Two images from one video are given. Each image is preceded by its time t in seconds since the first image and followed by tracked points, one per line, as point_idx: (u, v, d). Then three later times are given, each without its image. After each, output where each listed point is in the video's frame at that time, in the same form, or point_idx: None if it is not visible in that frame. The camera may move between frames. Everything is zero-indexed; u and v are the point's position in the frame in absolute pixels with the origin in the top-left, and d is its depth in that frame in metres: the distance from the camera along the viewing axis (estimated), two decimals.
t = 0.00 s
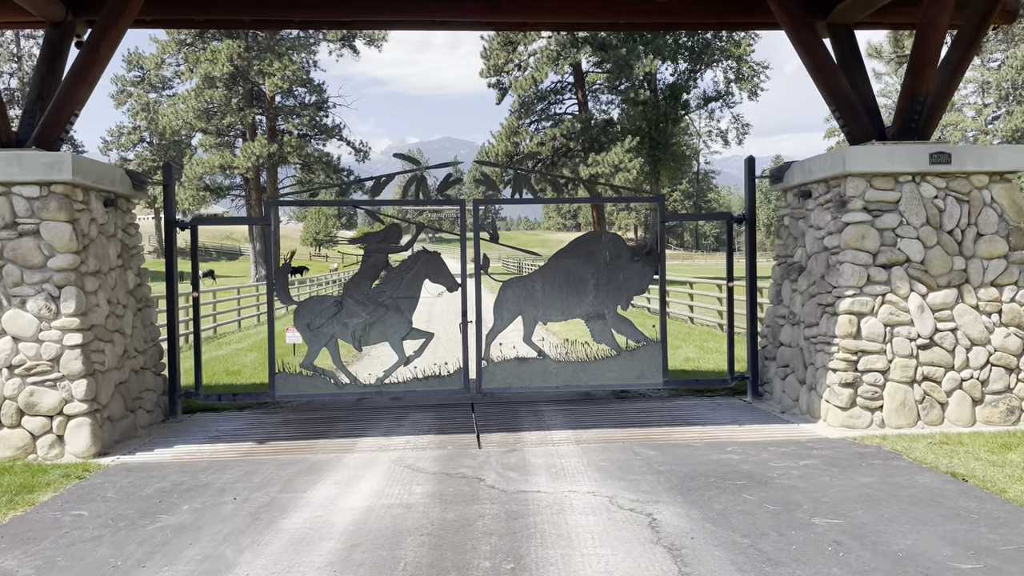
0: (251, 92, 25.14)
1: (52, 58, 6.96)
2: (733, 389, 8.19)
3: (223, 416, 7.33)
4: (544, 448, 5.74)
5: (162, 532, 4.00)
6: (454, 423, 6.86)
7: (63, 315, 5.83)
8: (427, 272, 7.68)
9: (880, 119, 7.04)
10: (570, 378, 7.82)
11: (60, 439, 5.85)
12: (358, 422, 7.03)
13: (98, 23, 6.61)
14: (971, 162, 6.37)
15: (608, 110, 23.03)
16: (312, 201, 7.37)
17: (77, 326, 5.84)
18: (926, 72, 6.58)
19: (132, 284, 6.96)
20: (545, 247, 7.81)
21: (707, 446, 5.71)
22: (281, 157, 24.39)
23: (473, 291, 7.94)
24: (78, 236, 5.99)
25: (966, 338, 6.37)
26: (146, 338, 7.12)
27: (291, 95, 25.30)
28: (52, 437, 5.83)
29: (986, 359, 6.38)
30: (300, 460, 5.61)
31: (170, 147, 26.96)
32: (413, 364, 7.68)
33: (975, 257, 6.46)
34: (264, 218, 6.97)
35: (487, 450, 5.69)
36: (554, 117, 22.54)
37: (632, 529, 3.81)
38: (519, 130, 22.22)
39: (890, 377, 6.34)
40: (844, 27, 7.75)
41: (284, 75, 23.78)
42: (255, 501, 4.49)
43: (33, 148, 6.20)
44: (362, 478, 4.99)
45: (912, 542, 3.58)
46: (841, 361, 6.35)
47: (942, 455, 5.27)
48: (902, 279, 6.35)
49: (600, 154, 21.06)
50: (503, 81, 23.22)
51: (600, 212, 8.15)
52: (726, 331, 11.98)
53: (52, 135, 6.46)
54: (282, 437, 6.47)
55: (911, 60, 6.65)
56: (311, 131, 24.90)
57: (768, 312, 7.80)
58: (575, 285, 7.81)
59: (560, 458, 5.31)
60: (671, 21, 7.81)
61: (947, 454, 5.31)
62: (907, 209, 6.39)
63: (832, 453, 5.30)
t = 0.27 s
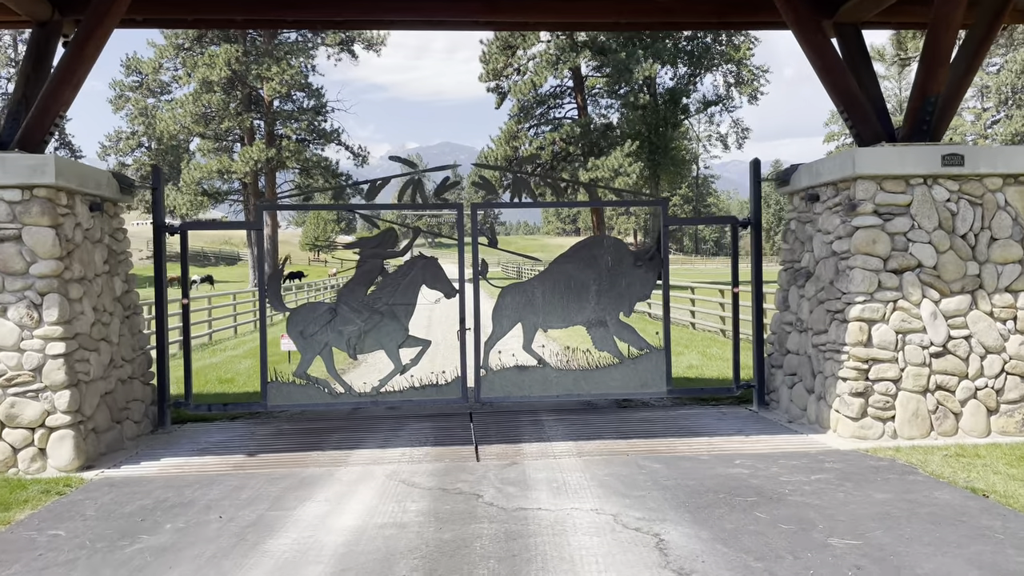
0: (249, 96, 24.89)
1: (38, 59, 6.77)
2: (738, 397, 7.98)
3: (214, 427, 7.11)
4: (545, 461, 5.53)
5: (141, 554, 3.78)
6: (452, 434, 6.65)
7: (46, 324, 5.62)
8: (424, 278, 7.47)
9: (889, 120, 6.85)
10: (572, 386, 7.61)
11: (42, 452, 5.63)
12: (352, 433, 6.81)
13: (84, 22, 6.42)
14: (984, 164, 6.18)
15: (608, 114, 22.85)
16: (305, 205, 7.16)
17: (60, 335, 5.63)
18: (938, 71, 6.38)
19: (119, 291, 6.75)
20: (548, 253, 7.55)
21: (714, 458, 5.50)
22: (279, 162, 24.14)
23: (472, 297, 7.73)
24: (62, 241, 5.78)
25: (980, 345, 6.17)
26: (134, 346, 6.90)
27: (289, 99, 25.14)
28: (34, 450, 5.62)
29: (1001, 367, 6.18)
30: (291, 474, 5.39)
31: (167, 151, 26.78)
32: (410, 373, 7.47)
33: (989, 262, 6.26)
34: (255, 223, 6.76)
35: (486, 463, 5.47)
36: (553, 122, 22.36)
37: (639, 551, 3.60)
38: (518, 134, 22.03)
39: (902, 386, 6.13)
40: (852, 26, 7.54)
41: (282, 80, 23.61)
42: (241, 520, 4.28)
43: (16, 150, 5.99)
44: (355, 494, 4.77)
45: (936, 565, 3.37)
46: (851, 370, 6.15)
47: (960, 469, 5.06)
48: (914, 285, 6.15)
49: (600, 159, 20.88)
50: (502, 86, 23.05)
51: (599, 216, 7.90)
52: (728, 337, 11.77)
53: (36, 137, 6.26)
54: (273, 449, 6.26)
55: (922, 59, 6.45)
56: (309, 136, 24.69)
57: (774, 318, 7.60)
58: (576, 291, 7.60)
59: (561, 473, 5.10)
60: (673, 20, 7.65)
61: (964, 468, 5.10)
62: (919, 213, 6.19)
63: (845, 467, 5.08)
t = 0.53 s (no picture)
0: (249, 100, 24.73)
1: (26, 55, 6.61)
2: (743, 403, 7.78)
3: (204, 433, 6.91)
4: (544, 469, 5.33)
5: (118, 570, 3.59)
6: (449, 441, 6.45)
7: (28, 327, 5.44)
8: (421, 280, 7.28)
9: (898, 118, 6.67)
10: (572, 392, 7.41)
11: (24, 460, 5.44)
12: (346, 439, 6.61)
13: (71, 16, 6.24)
14: (998, 163, 5.98)
15: (609, 117, 22.68)
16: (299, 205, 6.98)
17: (43, 339, 5.44)
18: (949, 67, 6.20)
19: (107, 293, 6.57)
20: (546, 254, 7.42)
21: (720, 467, 5.30)
22: (279, 165, 23.93)
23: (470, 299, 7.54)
24: (45, 242, 5.58)
25: (994, 349, 5.97)
26: (122, 350, 6.71)
27: (289, 102, 24.95)
28: (15, 457, 5.43)
29: (1016, 372, 5.98)
30: (281, 483, 5.19)
31: (166, 154, 26.62)
32: (406, 378, 7.28)
33: (1002, 263, 6.07)
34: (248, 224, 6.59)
35: (483, 472, 5.27)
36: (554, 124, 22.19)
37: (643, 568, 3.40)
38: (518, 137, 21.85)
39: (914, 392, 5.93)
40: (859, 23, 7.34)
41: (282, 83, 23.45)
42: (226, 533, 4.08)
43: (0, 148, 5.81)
44: (347, 505, 4.57)
45: None
46: (861, 375, 5.96)
47: (976, 478, 4.86)
48: (926, 287, 5.96)
49: (601, 161, 20.70)
50: (503, 88, 22.89)
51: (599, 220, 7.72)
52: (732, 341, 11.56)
53: (21, 134, 6.09)
54: (264, 456, 6.06)
55: (932, 54, 6.27)
56: (309, 139, 24.52)
57: (779, 322, 7.42)
58: (577, 293, 7.41)
59: (562, 482, 4.90)
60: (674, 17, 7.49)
61: (981, 477, 4.89)
62: (931, 212, 6.00)
63: (857, 476, 4.88)
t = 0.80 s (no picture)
0: (252, 102, 24.59)
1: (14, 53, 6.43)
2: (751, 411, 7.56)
3: (196, 443, 6.70)
4: (547, 482, 5.11)
5: None
6: (448, 451, 6.23)
7: (12, 333, 5.23)
8: (420, 284, 7.07)
9: (913, 117, 6.45)
10: (576, 400, 7.19)
11: (7, 472, 5.24)
12: (342, 449, 6.39)
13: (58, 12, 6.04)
14: (1018, 163, 5.76)
15: (612, 120, 22.47)
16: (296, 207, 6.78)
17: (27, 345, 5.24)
18: (966, 64, 5.98)
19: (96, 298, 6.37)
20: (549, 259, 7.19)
21: (730, 480, 5.07)
22: (280, 168, 23.74)
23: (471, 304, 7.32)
24: (30, 244, 5.38)
25: (1014, 357, 5.74)
26: (112, 357, 6.51)
27: (291, 105, 24.78)
28: None
29: None
30: (272, 497, 4.98)
31: (166, 157, 26.45)
32: (404, 385, 7.06)
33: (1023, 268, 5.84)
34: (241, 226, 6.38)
35: (483, 485, 5.05)
36: (557, 127, 21.99)
37: None
38: (520, 140, 21.65)
39: (931, 401, 5.70)
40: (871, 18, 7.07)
41: (284, 86, 23.28)
42: (211, 552, 3.86)
43: None
44: (340, 521, 4.35)
45: None
46: (877, 384, 5.74)
47: (1001, 494, 4.63)
48: (944, 292, 5.73)
49: (604, 165, 20.49)
50: (505, 91, 22.69)
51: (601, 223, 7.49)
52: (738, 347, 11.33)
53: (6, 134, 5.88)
54: (256, 467, 5.85)
55: (949, 51, 6.05)
56: (311, 142, 24.33)
57: (789, 328, 7.20)
58: (580, 298, 7.18)
59: (565, 497, 4.68)
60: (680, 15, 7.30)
61: (1005, 492, 4.66)
62: (948, 215, 5.78)
63: (875, 491, 4.65)
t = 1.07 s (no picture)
0: (258, 106, 24.50)
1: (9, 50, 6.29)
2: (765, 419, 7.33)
3: (195, 449, 6.52)
4: (555, 493, 4.90)
5: None
6: (453, 459, 6.03)
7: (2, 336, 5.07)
8: (424, 288, 6.88)
9: (935, 116, 6.23)
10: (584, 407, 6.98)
11: None
12: (344, 457, 6.20)
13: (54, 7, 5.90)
14: None
15: (619, 123, 22.28)
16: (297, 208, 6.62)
17: (18, 349, 5.07)
18: (991, 60, 5.75)
19: (92, 300, 6.20)
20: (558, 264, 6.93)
21: (747, 492, 4.86)
22: (286, 172, 23.64)
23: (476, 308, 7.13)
24: (22, 245, 5.21)
25: None
26: (108, 361, 6.34)
27: (297, 108, 24.69)
28: None
29: None
30: (270, 507, 4.79)
31: (172, 161, 26.40)
32: (408, 391, 6.87)
33: None
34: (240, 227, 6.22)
35: (489, 496, 4.85)
36: (564, 131, 21.81)
37: None
38: (527, 144, 21.48)
39: (955, 410, 5.47)
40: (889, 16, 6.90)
41: (290, 89, 23.19)
42: (202, 567, 3.68)
43: None
44: (339, 533, 4.16)
45: None
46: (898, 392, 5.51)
47: None
48: (968, 296, 5.50)
49: (611, 168, 20.29)
50: (512, 94, 22.54)
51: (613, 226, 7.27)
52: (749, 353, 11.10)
53: None
54: (255, 476, 5.66)
55: (973, 46, 5.83)
56: (316, 146, 24.22)
57: (804, 334, 6.98)
58: (589, 302, 6.99)
59: (575, 509, 4.47)
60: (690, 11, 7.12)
61: None
62: (972, 216, 5.56)
63: (901, 505, 4.43)
